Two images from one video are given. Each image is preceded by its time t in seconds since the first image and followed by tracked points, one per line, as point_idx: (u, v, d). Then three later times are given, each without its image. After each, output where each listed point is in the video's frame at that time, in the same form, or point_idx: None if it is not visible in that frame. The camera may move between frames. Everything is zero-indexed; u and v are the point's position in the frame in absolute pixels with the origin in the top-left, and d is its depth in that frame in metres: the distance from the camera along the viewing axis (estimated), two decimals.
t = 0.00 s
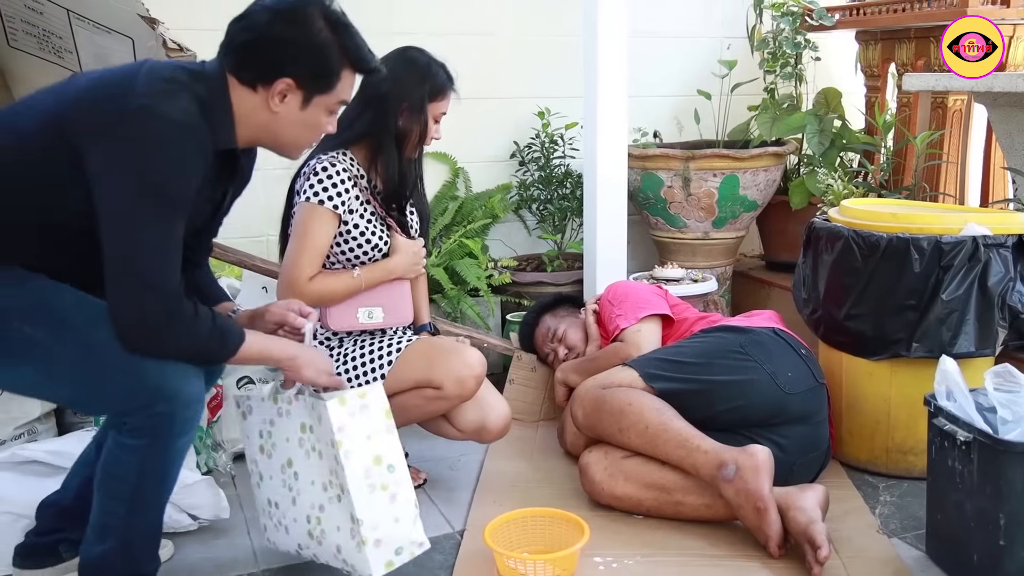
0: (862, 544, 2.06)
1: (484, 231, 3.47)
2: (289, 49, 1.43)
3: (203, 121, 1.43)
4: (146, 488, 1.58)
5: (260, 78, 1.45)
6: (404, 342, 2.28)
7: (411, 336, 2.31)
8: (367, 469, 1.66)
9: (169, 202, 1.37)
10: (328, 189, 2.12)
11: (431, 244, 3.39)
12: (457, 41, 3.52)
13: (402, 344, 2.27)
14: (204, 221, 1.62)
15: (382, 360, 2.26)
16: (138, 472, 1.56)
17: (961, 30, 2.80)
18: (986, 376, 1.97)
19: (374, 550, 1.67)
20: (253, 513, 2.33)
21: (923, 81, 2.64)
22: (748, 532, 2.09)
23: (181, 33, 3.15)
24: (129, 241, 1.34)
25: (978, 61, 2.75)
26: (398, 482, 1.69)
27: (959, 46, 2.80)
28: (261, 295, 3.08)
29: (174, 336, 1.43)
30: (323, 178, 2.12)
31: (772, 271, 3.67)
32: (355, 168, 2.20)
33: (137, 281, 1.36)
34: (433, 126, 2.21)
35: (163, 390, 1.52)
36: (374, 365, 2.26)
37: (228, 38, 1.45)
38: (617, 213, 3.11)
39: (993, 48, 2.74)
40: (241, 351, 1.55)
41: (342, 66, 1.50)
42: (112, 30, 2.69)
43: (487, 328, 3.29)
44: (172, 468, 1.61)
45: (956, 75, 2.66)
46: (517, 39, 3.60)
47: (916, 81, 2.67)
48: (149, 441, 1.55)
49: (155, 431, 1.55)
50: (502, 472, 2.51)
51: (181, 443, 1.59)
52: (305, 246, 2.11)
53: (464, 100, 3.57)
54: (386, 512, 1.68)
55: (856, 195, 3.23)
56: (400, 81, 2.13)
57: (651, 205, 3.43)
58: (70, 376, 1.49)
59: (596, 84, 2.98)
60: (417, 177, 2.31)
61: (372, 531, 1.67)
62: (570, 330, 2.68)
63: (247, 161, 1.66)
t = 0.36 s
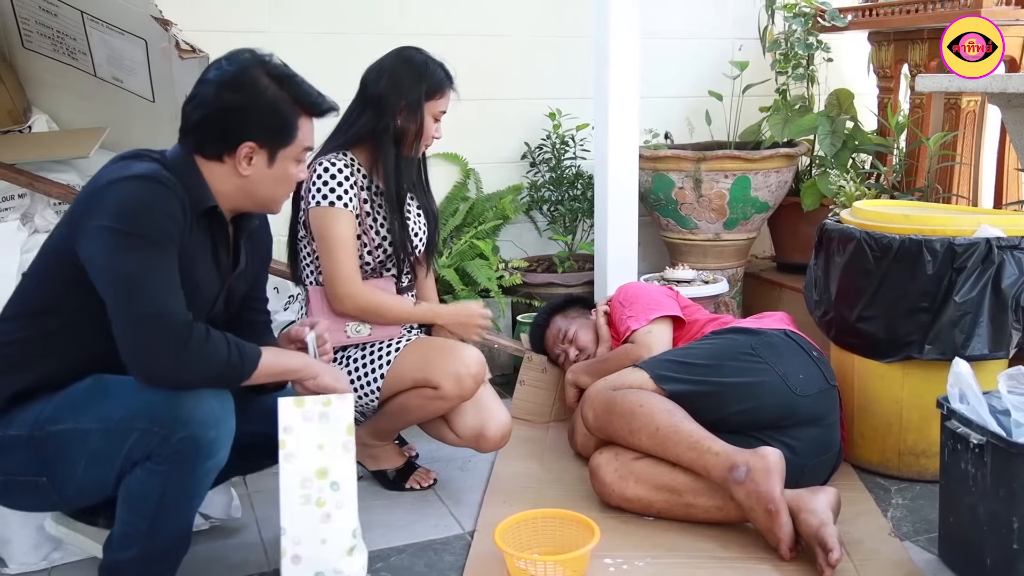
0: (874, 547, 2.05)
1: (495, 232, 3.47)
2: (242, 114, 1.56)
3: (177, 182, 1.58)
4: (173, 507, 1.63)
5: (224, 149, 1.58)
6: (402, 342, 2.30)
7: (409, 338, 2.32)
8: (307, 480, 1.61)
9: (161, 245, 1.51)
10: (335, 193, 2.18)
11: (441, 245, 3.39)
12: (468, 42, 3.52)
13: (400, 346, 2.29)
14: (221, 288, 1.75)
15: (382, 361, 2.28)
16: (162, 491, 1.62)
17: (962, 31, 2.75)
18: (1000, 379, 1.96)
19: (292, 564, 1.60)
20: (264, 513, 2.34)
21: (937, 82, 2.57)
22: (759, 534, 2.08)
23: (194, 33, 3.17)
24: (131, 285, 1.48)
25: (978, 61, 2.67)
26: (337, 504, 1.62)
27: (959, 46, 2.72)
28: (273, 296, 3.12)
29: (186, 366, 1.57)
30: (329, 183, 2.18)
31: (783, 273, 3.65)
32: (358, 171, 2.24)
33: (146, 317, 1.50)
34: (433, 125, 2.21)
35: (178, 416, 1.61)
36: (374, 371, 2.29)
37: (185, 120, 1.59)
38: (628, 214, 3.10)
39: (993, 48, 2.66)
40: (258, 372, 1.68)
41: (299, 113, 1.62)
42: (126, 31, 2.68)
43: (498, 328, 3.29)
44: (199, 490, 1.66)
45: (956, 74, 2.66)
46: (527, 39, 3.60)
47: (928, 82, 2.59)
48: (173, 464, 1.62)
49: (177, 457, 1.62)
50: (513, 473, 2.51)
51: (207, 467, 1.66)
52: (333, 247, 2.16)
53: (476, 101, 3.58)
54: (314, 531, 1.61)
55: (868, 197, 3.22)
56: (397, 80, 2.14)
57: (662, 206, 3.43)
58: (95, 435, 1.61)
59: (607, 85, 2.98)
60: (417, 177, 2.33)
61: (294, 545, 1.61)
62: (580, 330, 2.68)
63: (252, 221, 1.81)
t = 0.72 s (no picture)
0: (885, 549, 2.04)
1: (504, 232, 3.47)
2: (243, 107, 1.58)
3: (177, 178, 1.60)
4: (171, 501, 1.63)
5: (224, 143, 1.60)
6: (419, 348, 2.28)
7: (424, 344, 2.30)
8: (275, 485, 1.62)
9: (157, 239, 1.53)
10: (349, 189, 2.19)
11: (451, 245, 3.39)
12: (477, 42, 3.52)
13: (417, 351, 2.27)
14: (226, 281, 1.76)
15: (397, 367, 2.27)
16: (162, 485, 1.62)
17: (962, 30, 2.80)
18: (1011, 380, 1.94)
19: (244, 563, 1.61)
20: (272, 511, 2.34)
21: (948, 82, 2.54)
22: (768, 535, 2.08)
23: (204, 33, 3.18)
24: (127, 276, 1.50)
25: (979, 61, 2.75)
26: (299, 514, 1.63)
27: (959, 46, 2.79)
28: (283, 296, 3.13)
29: (181, 359, 1.57)
30: (342, 180, 2.19)
31: (793, 274, 3.65)
32: (370, 171, 2.25)
33: (139, 309, 1.51)
34: (445, 128, 2.21)
35: (172, 408, 1.62)
36: (387, 374, 2.27)
37: (187, 115, 1.61)
38: (638, 214, 3.10)
39: (992, 48, 2.74)
40: (250, 371, 1.69)
41: (299, 107, 1.64)
42: (137, 32, 2.69)
43: (507, 328, 3.29)
44: (198, 484, 1.66)
45: (955, 74, 2.78)
46: (536, 40, 3.60)
47: (940, 82, 2.57)
48: (170, 457, 1.62)
49: (173, 449, 1.62)
50: (522, 474, 2.51)
51: (205, 458, 1.66)
52: (354, 240, 2.18)
53: (485, 101, 3.58)
54: (273, 535, 1.61)
55: (879, 197, 3.22)
56: (407, 84, 2.15)
57: (671, 206, 3.42)
58: (95, 425, 1.62)
59: (617, 85, 2.98)
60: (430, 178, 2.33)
61: (251, 546, 1.61)
62: (589, 331, 2.66)
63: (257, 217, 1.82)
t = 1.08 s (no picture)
0: (894, 550, 2.03)
1: (512, 232, 3.46)
2: (243, 101, 1.59)
3: (184, 174, 1.61)
4: (189, 505, 1.64)
5: (230, 136, 1.61)
6: (419, 345, 2.28)
7: (426, 341, 2.30)
8: (313, 492, 1.64)
9: (163, 236, 1.54)
10: (351, 186, 2.20)
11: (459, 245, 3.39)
12: (485, 42, 3.52)
13: (418, 349, 2.27)
14: (231, 276, 1.75)
15: (399, 365, 2.27)
16: (181, 491, 1.63)
17: (962, 30, 2.86)
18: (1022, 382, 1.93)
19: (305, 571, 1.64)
20: (281, 511, 2.34)
21: (958, 82, 2.53)
22: (777, 536, 2.07)
23: (214, 34, 3.19)
24: (132, 277, 1.51)
25: (978, 61, 2.83)
26: (344, 513, 1.65)
27: (959, 46, 2.86)
28: (291, 295, 3.14)
29: (178, 354, 1.58)
30: (343, 178, 2.20)
31: (802, 274, 3.64)
32: (373, 169, 2.26)
33: (143, 309, 1.52)
34: (454, 132, 2.21)
35: (191, 413, 1.62)
36: (390, 373, 2.27)
37: (191, 112, 1.62)
38: (646, 213, 3.10)
39: (993, 48, 2.81)
40: (245, 364, 1.69)
41: (299, 99, 1.64)
42: (148, 32, 2.70)
43: (515, 328, 3.29)
44: (217, 487, 1.66)
45: (955, 73, 2.87)
46: (545, 40, 3.60)
47: (950, 82, 2.57)
48: (190, 462, 1.62)
49: (193, 454, 1.62)
50: (530, 474, 2.51)
51: (224, 462, 1.66)
52: (354, 237, 2.19)
53: (494, 101, 3.58)
54: (324, 539, 1.64)
55: (888, 197, 3.21)
56: (416, 86, 2.15)
57: (679, 206, 3.42)
58: (111, 433, 1.62)
59: (625, 86, 2.98)
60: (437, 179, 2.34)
61: (308, 553, 1.64)
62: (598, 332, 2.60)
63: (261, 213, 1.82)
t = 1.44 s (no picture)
0: (900, 550, 2.03)
1: (518, 231, 3.45)
2: (244, 108, 1.59)
3: (196, 183, 1.62)
4: (192, 507, 1.64)
5: (233, 141, 1.62)
6: (428, 345, 2.28)
7: (434, 340, 2.30)
8: (279, 480, 1.67)
9: (175, 246, 1.54)
10: (357, 186, 2.20)
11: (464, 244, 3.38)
12: (491, 41, 3.52)
13: (427, 347, 2.27)
14: (235, 284, 1.76)
15: (407, 363, 2.26)
16: (184, 492, 1.63)
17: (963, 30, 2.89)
18: None
19: (253, 556, 1.67)
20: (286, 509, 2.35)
21: (965, 82, 2.53)
22: (783, 536, 2.07)
23: (220, 33, 3.19)
24: (143, 286, 1.51)
25: (979, 61, 2.85)
26: (304, 507, 1.68)
27: (960, 46, 2.89)
28: (297, 294, 3.15)
29: (187, 363, 1.58)
30: (349, 177, 2.20)
31: (808, 274, 3.63)
32: (379, 169, 2.26)
33: (155, 317, 1.52)
34: (459, 131, 2.21)
35: (195, 416, 1.62)
36: (397, 371, 2.27)
37: (194, 121, 1.63)
38: (652, 213, 3.10)
39: (993, 48, 2.83)
40: (251, 370, 1.70)
41: (300, 102, 1.65)
42: (154, 31, 2.70)
43: (520, 327, 3.29)
44: (222, 489, 1.66)
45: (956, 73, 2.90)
46: (550, 39, 3.60)
47: (957, 81, 2.56)
48: (194, 464, 1.63)
49: (197, 456, 1.63)
50: (535, 473, 2.51)
51: (230, 464, 1.66)
52: (360, 237, 2.19)
53: (499, 100, 3.58)
54: (278, 530, 1.67)
55: (894, 196, 3.21)
56: (423, 85, 2.15)
57: (685, 205, 3.42)
58: (115, 437, 1.63)
59: (631, 85, 2.97)
60: (443, 181, 2.34)
61: (259, 540, 1.67)
62: (604, 330, 2.64)
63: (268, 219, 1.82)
